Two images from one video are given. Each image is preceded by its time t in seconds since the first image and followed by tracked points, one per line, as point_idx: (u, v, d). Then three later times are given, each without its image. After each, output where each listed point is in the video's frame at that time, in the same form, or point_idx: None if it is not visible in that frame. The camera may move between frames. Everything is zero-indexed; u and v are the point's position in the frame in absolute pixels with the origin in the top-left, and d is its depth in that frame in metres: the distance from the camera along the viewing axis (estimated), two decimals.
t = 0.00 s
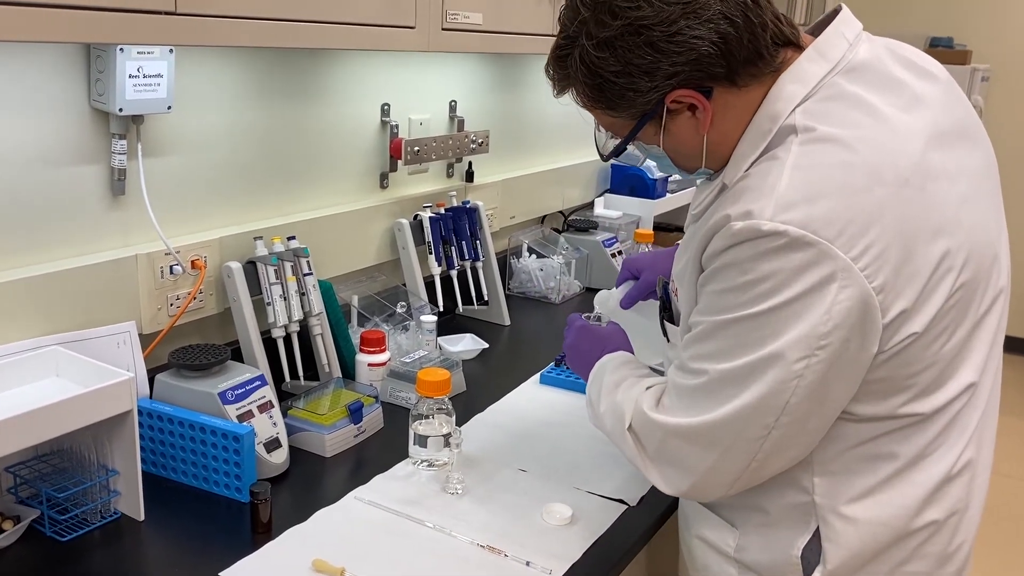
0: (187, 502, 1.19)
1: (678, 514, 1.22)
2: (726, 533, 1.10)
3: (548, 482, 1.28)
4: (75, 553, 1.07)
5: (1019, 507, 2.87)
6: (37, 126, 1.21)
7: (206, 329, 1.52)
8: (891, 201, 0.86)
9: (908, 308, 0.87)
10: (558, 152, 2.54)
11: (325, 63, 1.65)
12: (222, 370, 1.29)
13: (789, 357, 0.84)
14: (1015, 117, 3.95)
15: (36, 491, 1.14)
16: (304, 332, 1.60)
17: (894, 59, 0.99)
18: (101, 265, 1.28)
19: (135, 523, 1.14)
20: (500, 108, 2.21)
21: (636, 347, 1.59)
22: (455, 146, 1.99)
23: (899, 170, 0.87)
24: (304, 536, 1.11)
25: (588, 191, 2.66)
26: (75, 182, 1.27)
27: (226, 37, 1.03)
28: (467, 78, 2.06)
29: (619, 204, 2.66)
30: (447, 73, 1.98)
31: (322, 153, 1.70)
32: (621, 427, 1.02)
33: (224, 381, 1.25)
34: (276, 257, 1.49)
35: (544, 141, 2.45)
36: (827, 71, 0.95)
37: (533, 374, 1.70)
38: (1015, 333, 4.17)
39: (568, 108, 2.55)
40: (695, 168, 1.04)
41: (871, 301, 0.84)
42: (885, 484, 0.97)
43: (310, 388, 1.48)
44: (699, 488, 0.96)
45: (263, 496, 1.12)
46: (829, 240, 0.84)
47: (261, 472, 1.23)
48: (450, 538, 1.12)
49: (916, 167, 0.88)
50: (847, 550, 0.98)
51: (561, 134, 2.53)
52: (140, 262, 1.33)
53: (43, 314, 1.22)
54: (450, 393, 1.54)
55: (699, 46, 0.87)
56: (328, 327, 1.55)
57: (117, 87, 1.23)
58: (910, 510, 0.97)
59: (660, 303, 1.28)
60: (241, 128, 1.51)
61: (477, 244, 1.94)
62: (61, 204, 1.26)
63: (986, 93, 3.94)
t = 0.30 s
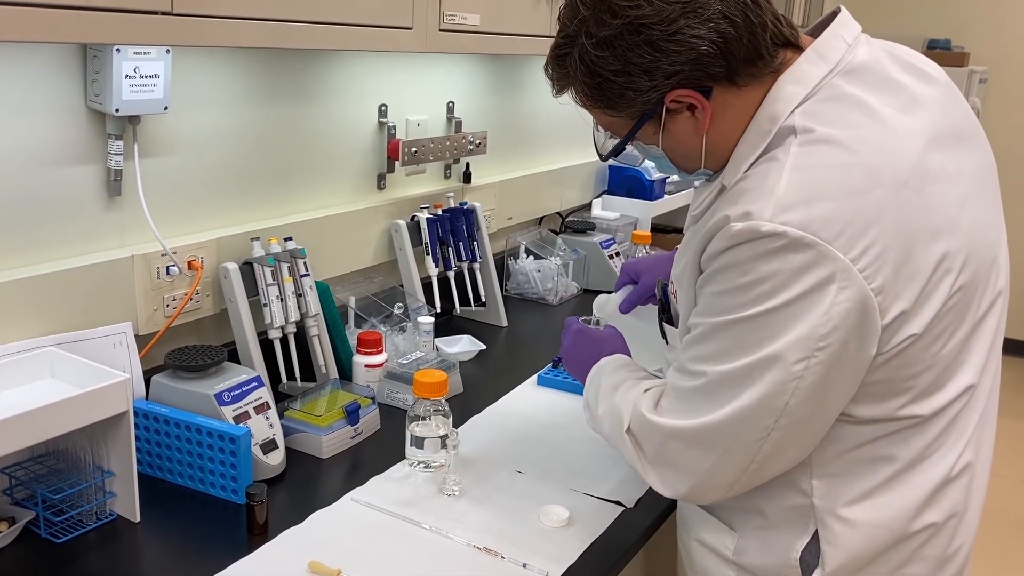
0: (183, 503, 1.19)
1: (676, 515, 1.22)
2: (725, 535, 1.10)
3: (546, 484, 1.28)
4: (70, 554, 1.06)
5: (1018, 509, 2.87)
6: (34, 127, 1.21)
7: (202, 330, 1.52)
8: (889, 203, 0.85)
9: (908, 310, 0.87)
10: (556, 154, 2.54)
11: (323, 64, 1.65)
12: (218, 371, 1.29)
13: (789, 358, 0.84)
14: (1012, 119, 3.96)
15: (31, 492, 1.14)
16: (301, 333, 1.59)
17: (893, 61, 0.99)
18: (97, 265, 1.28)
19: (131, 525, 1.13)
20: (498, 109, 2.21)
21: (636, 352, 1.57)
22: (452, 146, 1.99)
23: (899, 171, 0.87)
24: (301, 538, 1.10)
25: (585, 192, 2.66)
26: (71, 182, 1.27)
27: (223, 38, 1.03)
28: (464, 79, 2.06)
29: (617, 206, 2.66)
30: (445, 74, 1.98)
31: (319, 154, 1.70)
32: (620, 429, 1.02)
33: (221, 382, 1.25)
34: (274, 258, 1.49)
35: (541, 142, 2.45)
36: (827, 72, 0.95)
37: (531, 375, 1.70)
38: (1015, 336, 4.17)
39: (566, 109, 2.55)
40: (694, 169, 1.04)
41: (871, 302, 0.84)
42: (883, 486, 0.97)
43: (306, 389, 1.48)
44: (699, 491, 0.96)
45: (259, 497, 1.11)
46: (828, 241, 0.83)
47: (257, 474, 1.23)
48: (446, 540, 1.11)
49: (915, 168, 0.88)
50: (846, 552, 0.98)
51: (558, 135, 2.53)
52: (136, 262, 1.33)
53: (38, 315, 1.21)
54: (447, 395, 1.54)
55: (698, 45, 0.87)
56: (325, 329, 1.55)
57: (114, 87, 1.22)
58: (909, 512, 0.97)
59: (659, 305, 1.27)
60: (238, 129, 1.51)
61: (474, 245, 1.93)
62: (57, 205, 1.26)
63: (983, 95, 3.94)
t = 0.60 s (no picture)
0: (181, 505, 1.19)
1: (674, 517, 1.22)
2: (724, 538, 1.10)
3: (545, 485, 1.28)
4: (69, 556, 1.06)
5: (1017, 510, 2.87)
6: (33, 128, 1.21)
7: (200, 332, 1.52)
8: (889, 207, 0.86)
9: (907, 313, 0.87)
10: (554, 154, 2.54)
11: (321, 65, 1.65)
12: (216, 372, 1.29)
13: (790, 363, 0.84)
14: (1009, 120, 3.96)
15: (29, 493, 1.14)
16: (298, 335, 1.59)
17: (892, 64, 0.99)
18: (96, 266, 1.27)
19: (129, 526, 1.13)
20: (496, 111, 2.21)
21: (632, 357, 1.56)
22: (451, 148, 1.99)
23: (899, 175, 0.87)
24: (300, 539, 1.10)
25: (584, 194, 2.66)
26: (70, 183, 1.27)
27: (222, 39, 1.03)
28: (463, 80, 2.06)
29: (616, 207, 2.66)
30: (443, 75, 1.98)
31: (317, 155, 1.70)
32: (620, 434, 1.02)
33: (219, 383, 1.25)
34: (271, 259, 1.49)
35: (540, 143, 2.45)
36: (826, 75, 0.95)
37: (530, 376, 1.70)
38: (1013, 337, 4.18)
39: (564, 110, 2.55)
40: (692, 172, 1.04)
41: (871, 306, 0.84)
42: (882, 488, 0.97)
43: (304, 391, 1.48)
44: (700, 495, 0.96)
45: (257, 499, 1.11)
46: (829, 246, 0.84)
47: (255, 475, 1.23)
48: (445, 542, 1.11)
49: (915, 171, 0.88)
50: (846, 554, 0.98)
51: (557, 136, 2.53)
52: (135, 263, 1.33)
53: (36, 316, 1.21)
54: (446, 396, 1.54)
55: (698, 46, 0.87)
56: (323, 330, 1.55)
57: (112, 88, 1.22)
58: (908, 514, 0.97)
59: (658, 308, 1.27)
60: (237, 130, 1.51)
61: (472, 246, 1.93)
62: (55, 206, 1.26)
63: (981, 97, 3.94)
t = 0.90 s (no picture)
0: (179, 506, 1.19)
1: (671, 518, 1.22)
2: (720, 539, 1.10)
3: (543, 486, 1.28)
4: (66, 557, 1.06)
5: (1014, 510, 2.88)
6: (32, 128, 1.20)
7: (198, 333, 1.51)
8: (888, 208, 0.86)
9: (905, 314, 0.87)
10: (553, 155, 2.54)
11: (320, 66, 1.65)
12: (214, 373, 1.28)
13: (789, 363, 0.84)
14: (1006, 121, 3.97)
15: (27, 494, 1.14)
16: (297, 335, 1.59)
17: (892, 64, 0.99)
18: (93, 267, 1.27)
19: (127, 527, 1.13)
20: (495, 111, 2.21)
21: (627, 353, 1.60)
22: (449, 148, 1.99)
23: (899, 175, 0.87)
24: (299, 540, 1.10)
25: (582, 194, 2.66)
26: (68, 183, 1.27)
27: (220, 39, 1.03)
28: (462, 81, 2.06)
29: (614, 208, 2.66)
30: (442, 76, 1.98)
31: (316, 156, 1.69)
32: (618, 434, 1.02)
33: (217, 384, 1.25)
34: (270, 259, 1.49)
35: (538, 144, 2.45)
36: (826, 74, 0.95)
37: (528, 377, 1.70)
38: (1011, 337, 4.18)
39: (562, 111, 2.55)
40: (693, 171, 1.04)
41: (871, 306, 0.84)
42: (880, 488, 0.97)
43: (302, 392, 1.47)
44: (698, 496, 0.96)
45: (255, 500, 1.11)
46: (829, 247, 0.84)
47: (254, 476, 1.23)
48: (444, 544, 1.11)
49: (914, 171, 0.88)
50: (842, 555, 0.98)
51: (555, 136, 2.53)
52: (133, 264, 1.33)
53: (34, 317, 1.21)
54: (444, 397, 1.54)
55: (700, 42, 0.87)
56: (322, 331, 1.55)
57: (110, 89, 1.22)
58: (905, 515, 0.98)
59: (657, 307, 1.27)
60: (235, 130, 1.51)
61: (471, 246, 1.93)
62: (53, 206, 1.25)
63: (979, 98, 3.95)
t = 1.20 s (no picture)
0: (178, 507, 1.18)
1: (669, 519, 1.21)
2: (717, 540, 1.10)
3: (541, 487, 1.27)
4: (64, 560, 1.05)
5: (1013, 510, 2.88)
6: (30, 129, 1.20)
7: (197, 334, 1.51)
8: (893, 201, 0.85)
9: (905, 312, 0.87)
10: (552, 155, 2.54)
11: (318, 66, 1.64)
12: (213, 374, 1.28)
13: (800, 353, 0.84)
14: (1005, 121, 3.97)
15: (25, 496, 1.13)
16: (296, 337, 1.59)
17: (899, 61, 0.99)
18: (91, 269, 1.27)
19: (125, 529, 1.13)
20: (494, 112, 2.21)
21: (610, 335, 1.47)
22: (448, 149, 1.99)
23: (905, 166, 0.87)
24: (298, 541, 1.10)
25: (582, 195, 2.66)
26: (66, 185, 1.26)
27: (220, 40, 1.03)
28: (461, 81, 2.06)
29: (613, 208, 2.66)
30: (440, 77, 1.98)
31: (314, 156, 1.69)
32: (620, 435, 1.02)
33: (216, 385, 1.24)
34: (269, 261, 1.49)
35: (538, 145, 2.45)
36: (836, 65, 0.96)
37: (527, 378, 1.70)
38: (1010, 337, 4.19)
39: (562, 111, 2.54)
40: (699, 150, 1.02)
41: (878, 293, 0.84)
42: (880, 488, 0.97)
43: (301, 393, 1.47)
44: (701, 488, 0.96)
45: (254, 502, 1.10)
46: (837, 233, 0.83)
47: (253, 477, 1.23)
48: (444, 545, 1.11)
49: (919, 167, 0.88)
50: (840, 555, 0.98)
51: (554, 136, 2.53)
52: (131, 266, 1.32)
53: (33, 319, 1.21)
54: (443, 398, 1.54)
55: None
56: (321, 332, 1.55)
57: (109, 89, 1.22)
58: (900, 516, 0.98)
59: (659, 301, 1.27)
60: (234, 130, 1.50)
61: (470, 247, 1.93)
62: (52, 207, 1.25)
63: (978, 98, 3.96)
